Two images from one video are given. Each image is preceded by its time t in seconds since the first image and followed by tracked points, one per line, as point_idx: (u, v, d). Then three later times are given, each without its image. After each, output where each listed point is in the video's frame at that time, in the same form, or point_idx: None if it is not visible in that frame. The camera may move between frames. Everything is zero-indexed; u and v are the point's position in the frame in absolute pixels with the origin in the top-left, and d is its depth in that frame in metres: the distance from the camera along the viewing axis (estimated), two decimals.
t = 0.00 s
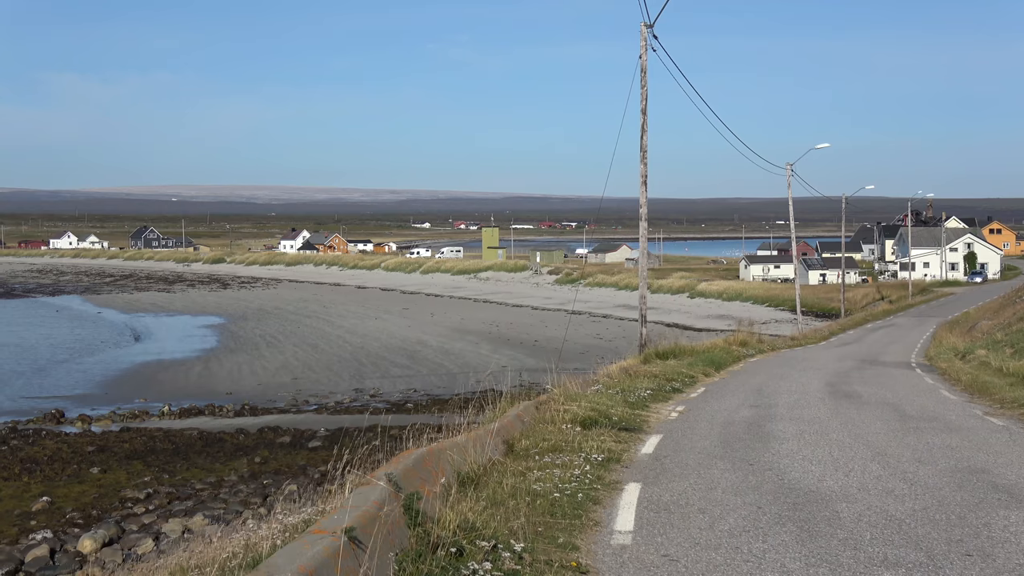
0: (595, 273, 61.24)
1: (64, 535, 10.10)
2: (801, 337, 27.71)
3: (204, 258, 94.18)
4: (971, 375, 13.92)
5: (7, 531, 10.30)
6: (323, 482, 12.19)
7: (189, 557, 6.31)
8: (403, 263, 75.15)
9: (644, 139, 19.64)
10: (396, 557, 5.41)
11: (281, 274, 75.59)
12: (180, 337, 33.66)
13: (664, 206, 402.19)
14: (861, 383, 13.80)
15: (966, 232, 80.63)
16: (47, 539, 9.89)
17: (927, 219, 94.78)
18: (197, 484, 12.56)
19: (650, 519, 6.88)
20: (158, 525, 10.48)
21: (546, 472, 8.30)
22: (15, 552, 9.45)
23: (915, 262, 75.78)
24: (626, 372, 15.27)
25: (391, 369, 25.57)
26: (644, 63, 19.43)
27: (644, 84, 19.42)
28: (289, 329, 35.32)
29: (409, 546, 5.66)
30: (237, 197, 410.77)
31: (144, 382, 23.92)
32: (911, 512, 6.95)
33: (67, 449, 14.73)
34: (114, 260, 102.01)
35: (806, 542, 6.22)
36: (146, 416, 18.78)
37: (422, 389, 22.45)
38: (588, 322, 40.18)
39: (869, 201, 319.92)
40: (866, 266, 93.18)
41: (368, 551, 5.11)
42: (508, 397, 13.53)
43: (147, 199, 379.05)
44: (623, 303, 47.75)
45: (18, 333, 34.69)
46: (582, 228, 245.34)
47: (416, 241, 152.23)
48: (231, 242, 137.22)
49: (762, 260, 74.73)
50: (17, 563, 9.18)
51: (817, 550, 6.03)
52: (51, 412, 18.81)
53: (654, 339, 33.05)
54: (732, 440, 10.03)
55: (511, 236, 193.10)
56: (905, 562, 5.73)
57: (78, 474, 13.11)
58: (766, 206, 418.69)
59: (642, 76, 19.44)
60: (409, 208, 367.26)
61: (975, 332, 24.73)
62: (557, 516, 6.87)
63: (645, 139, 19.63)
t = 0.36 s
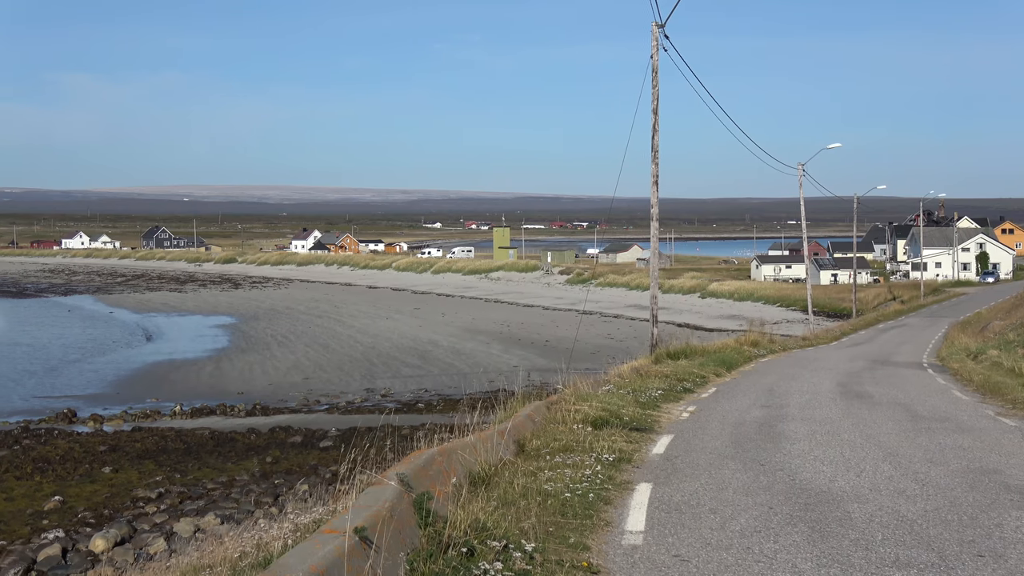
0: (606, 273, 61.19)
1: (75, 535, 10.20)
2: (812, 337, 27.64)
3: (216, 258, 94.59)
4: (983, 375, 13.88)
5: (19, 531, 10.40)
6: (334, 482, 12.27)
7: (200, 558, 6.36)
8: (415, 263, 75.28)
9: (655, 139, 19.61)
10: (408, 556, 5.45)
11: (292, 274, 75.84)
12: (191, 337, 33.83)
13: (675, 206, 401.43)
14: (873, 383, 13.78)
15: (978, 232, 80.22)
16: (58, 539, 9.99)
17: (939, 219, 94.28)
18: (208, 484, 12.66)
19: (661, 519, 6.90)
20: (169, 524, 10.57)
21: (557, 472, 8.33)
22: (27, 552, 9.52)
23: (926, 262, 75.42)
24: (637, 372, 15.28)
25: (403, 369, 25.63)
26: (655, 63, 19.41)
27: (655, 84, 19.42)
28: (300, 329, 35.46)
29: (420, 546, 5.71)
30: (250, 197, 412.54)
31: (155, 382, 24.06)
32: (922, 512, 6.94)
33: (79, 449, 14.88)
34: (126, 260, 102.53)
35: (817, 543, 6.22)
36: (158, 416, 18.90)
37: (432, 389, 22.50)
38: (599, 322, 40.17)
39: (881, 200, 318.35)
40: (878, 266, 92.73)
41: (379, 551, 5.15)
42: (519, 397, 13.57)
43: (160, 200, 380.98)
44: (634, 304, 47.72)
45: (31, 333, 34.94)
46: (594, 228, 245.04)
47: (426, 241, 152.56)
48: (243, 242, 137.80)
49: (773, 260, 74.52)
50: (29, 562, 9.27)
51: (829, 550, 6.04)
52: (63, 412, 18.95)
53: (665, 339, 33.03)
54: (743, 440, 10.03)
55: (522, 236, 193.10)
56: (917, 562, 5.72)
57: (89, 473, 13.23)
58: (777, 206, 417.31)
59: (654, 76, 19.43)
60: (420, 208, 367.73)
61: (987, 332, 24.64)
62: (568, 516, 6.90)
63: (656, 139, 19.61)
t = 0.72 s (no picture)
0: (617, 273, 61.13)
1: (86, 534, 10.28)
2: (823, 337, 27.55)
3: (227, 258, 94.98)
4: (994, 375, 13.84)
5: (31, 530, 10.50)
6: (345, 482, 12.34)
7: (210, 558, 6.41)
8: (425, 263, 75.38)
9: (666, 138, 19.61)
10: (418, 556, 5.49)
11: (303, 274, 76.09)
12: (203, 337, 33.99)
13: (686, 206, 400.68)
14: (884, 383, 13.75)
15: (990, 232, 79.80)
16: (69, 538, 10.09)
17: (951, 219, 93.74)
18: (220, 483, 12.76)
19: (672, 519, 6.92)
20: (181, 524, 10.67)
21: (567, 472, 8.36)
22: (39, 552, 9.62)
23: (938, 262, 75.03)
24: (648, 372, 15.30)
25: (413, 368, 25.69)
26: (666, 62, 19.40)
27: (666, 84, 19.40)
28: (312, 328, 35.60)
29: (431, 546, 5.75)
30: (261, 197, 414.15)
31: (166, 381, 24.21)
32: (934, 513, 6.94)
33: (90, 448, 15.03)
34: (138, 260, 103.03)
35: (828, 543, 6.23)
36: (169, 415, 19.03)
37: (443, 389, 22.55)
38: (610, 322, 40.16)
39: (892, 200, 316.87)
40: (889, 266, 92.28)
41: (389, 550, 5.19)
42: (530, 396, 13.60)
43: (172, 200, 382.74)
44: (645, 304, 47.65)
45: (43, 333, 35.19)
46: (604, 228, 244.69)
47: (437, 241, 152.82)
48: (254, 242, 138.31)
49: (784, 260, 74.29)
50: (41, 562, 9.37)
51: (840, 550, 6.05)
52: (74, 412, 19.12)
53: (676, 339, 33.01)
54: (754, 440, 10.03)
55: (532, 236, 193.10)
56: (928, 563, 5.72)
57: (101, 473, 13.35)
58: (788, 206, 415.85)
59: (665, 75, 19.40)
60: (431, 208, 368.25)
61: (999, 332, 24.53)
62: (579, 516, 6.93)
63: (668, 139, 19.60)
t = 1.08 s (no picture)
0: (627, 273, 61.02)
1: (98, 533, 10.39)
2: (834, 338, 27.47)
3: (239, 258, 95.35)
4: (1006, 376, 13.80)
5: (43, 529, 10.60)
6: (356, 481, 12.42)
7: (221, 557, 6.47)
8: (436, 263, 75.46)
9: (677, 138, 19.59)
10: (429, 556, 5.53)
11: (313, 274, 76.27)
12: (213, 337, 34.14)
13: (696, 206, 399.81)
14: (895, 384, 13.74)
15: (1002, 231, 79.39)
16: (81, 538, 10.19)
17: (962, 219, 93.18)
18: (230, 483, 12.85)
19: (683, 519, 6.94)
20: (192, 523, 10.75)
21: (578, 472, 8.39)
22: (50, 551, 9.72)
23: (949, 262, 74.69)
24: (659, 372, 15.31)
25: (424, 368, 25.74)
26: (677, 63, 19.40)
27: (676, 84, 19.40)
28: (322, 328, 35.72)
29: (442, 546, 5.79)
30: (272, 197, 415.64)
31: (178, 381, 24.36)
32: (945, 513, 6.93)
33: (102, 447, 15.16)
34: (149, 260, 103.47)
35: (839, 544, 6.23)
36: (180, 415, 19.15)
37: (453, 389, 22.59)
38: (621, 322, 40.13)
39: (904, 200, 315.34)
40: (900, 266, 91.81)
41: (400, 550, 5.24)
42: (540, 397, 13.63)
43: (184, 200, 384.43)
44: (655, 304, 47.58)
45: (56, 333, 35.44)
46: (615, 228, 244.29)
47: (447, 241, 153.04)
48: (265, 242, 138.77)
49: (795, 260, 74.05)
50: (53, 561, 9.47)
51: (851, 550, 6.06)
52: (85, 411, 19.28)
53: (687, 339, 32.97)
54: (765, 440, 10.03)
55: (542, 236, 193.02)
56: (940, 564, 5.72)
57: (112, 472, 13.46)
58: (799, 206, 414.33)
59: (676, 75, 19.40)
60: (442, 208, 368.79)
61: (1011, 333, 24.43)
62: (589, 516, 6.95)
63: (678, 139, 19.59)
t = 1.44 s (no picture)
0: (640, 273, 60.90)
1: (111, 533, 10.50)
2: (847, 338, 27.37)
3: (252, 258, 95.73)
4: (1021, 376, 13.74)
5: (56, 529, 10.71)
6: (368, 481, 12.49)
7: (234, 557, 6.53)
8: (448, 263, 75.54)
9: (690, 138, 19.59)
10: (441, 556, 5.57)
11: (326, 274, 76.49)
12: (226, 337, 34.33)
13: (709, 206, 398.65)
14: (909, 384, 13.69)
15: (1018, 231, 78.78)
16: (94, 537, 10.30)
17: (976, 219, 92.58)
18: (244, 482, 12.96)
19: (696, 519, 6.97)
20: (204, 523, 10.84)
21: (591, 472, 8.42)
22: (63, 550, 9.84)
23: (963, 262, 74.19)
24: (671, 372, 15.31)
25: (437, 368, 25.80)
26: (690, 62, 19.39)
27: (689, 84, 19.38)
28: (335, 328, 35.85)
29: (454, 545, 5.84)
30: (286, 197, 417.30)
31: (192, 381, 24.56)
32: (959, 514, 6.92)
33: (116, 447, 15.31)
34: (163, 260, 104.01)
35: (852, 544, 6.23)
36: (193, 415, 19.28)
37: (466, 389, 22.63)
38: (633, 322, 40.08)
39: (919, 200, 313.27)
40: (913, 266, 91.29)
41: (412, 550, 5.28)
42: (553, 397, 13.66)
43: (198, 200, 386.43)
44: (668, 304, 47.47)
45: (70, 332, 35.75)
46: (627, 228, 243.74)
47: (459, 241, 153.21)
48: (278, 242, 139.28)
49: (808, 260, 73.72)
50: (66, 560, 9.57)
51: (864, 551, 6.06)
52: (99, 411, 19.46)
53: (700, 339, 32.91)
54: (778, 440, 10.03)
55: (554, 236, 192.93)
56: (953, 564, 5.72)
57: (125, 472, 13.59)
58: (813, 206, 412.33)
59: (688, 75, 19.39)
60: (455, 208, 369.10)
61: None
62: (601, 516, 6.98)
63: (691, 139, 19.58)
